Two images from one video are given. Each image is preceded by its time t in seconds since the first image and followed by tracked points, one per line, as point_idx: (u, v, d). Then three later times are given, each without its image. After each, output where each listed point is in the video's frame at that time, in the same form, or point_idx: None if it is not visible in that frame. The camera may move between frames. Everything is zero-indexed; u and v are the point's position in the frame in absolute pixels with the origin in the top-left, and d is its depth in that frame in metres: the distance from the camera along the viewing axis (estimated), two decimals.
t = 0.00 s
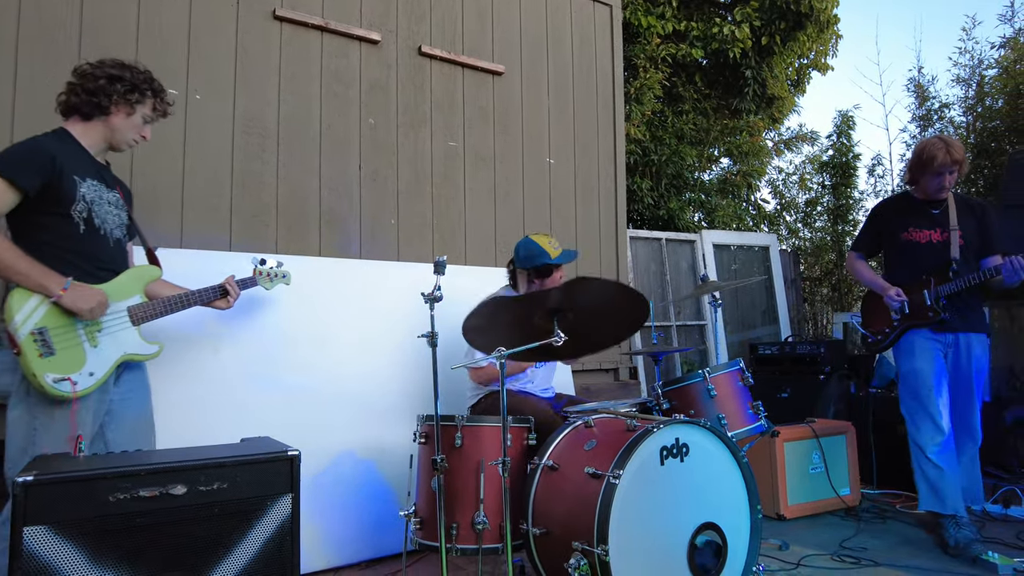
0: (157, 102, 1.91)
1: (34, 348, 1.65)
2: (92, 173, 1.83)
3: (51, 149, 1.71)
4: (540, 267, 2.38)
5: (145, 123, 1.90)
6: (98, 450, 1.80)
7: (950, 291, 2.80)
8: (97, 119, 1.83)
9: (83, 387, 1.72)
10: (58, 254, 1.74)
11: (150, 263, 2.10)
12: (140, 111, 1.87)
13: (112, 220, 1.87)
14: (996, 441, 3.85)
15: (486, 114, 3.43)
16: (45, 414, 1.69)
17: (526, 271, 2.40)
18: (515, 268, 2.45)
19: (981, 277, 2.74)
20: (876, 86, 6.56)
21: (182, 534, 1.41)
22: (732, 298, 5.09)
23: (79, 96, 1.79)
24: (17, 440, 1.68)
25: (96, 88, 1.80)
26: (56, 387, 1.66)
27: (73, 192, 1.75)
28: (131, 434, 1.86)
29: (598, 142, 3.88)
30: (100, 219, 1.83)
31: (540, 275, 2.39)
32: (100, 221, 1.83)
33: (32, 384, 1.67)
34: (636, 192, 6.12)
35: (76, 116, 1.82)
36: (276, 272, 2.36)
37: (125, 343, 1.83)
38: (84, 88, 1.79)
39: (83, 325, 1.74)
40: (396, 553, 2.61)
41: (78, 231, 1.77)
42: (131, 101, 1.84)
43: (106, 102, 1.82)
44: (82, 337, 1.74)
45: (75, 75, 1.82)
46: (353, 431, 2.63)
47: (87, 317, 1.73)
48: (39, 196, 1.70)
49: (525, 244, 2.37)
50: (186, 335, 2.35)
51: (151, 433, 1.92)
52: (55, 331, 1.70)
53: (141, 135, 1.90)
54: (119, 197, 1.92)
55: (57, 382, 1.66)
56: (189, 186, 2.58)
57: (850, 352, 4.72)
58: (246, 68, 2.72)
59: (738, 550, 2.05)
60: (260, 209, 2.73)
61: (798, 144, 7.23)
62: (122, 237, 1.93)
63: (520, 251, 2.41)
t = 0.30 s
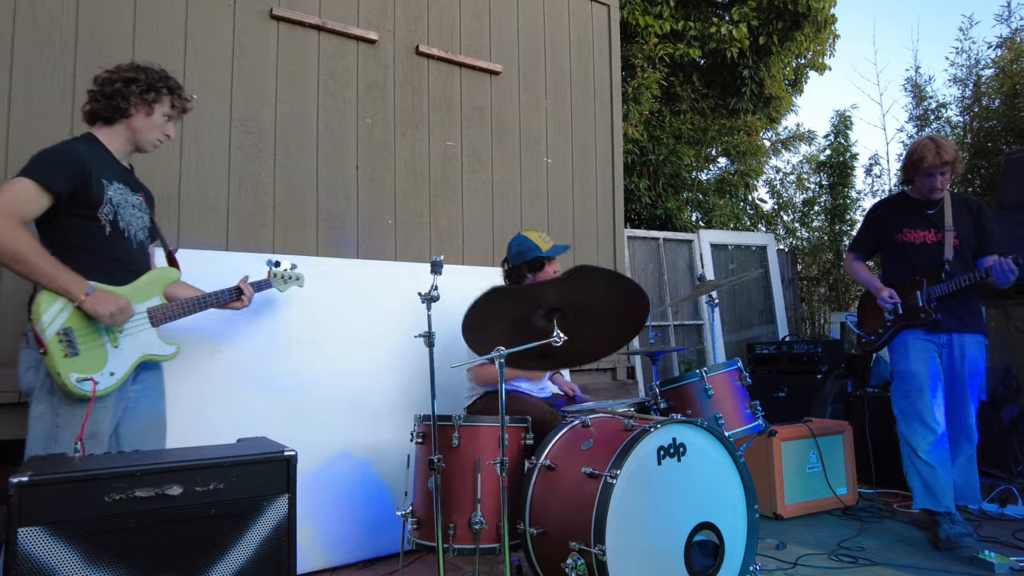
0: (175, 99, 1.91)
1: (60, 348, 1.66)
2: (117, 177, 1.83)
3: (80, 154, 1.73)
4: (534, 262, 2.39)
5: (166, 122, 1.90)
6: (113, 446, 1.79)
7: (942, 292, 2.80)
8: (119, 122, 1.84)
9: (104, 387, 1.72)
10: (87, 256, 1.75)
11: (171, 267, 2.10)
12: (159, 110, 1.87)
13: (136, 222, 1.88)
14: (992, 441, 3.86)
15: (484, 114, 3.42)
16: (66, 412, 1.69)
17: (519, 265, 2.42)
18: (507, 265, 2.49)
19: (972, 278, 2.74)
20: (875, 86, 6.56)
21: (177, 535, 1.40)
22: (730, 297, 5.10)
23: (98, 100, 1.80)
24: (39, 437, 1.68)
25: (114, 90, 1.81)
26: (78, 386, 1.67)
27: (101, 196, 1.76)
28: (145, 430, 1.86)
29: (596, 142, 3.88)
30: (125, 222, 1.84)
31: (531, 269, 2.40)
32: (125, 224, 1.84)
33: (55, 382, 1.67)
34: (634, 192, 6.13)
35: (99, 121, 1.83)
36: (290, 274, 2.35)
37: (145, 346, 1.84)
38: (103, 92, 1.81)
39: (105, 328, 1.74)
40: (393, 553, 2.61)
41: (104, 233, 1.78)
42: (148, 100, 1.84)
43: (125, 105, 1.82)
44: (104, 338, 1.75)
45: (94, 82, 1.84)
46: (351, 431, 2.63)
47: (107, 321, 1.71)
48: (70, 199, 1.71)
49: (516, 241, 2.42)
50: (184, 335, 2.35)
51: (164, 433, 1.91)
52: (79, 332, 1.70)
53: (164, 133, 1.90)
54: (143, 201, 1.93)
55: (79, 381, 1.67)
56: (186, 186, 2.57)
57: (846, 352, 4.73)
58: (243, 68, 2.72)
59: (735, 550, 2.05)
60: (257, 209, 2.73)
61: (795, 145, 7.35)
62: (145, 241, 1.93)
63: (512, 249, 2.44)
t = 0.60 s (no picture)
0: (187, 102, 1.89)
1: (78, 346, 1.65)
2: (133, 180, 1.83)
3: (97, 159, 1.72)
4: (533, 262, 2.39)
5: (177, 126, 1.88)
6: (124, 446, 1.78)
7: (935, 292, 2.81)
8: (132, 127, 1.84)
9: (122, 382, 1.72)
10: (97, 254, 1.74)
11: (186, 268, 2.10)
12: (170, 114, 1.86)
13: (152, 225, 1.88)
14: (987, 440, 3.87)
15: (480, 113, 3.42)
16: (85, 408, 1.69)
17: (517, 266, 2.42)
18: (505, 265, 2.48)
19: (963, 277, 2.75)
20: (870, 87, 6.55)
21: (171, 537, 1.40)
22: (726, 297, 5.12)
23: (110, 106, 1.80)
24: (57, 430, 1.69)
25: (125, 95, 1.80)
26: (97, 382, 1.67)
27: (117, 199, 1.75)
28: (156, 431, 1.86)
29: (592, 143, 3.88)
30: (141, 224, 1.83)
31: (529, 270, 2.39)
32: (141, 226, 1.83)
33: (73, 378, 1.67)
34: (630, 192, 6.13)
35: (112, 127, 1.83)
36: (305, 275, 2.35)
37: (160, 343, 1.83)
38: (116, 98, 1.81)
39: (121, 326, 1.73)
40: (388, 554, 2.60)
41: (121, 235, 1.78)
42: (158, 105, 1.83)
43: (135, 109, 1.82)
44: (120, 336, 1.74)
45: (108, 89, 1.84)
46: (347, 432, 2.62)
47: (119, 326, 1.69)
48: (89, 202, 1.71)
49: (517, 240, 2.41)
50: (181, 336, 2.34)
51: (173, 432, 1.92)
52: (97, 329, 1.69)
53: (177, 137, 1.89)
54: (158, 203, 1.93)
55: (98, 378, 1.67)
56: (182, 186, 2.56)
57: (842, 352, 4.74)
58: (239, 68, 2.71)
59: (731, 550, 2.05)
60: (252, 209, 2.72)
61: (791, 144, 7.36)
62: (160, 242, 1.93)
63: (510, 249, 2.44)
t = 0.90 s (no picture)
0: (187, 110, 1.89)
1: (75, 344, 1.64)
2: (130, 182, 1.82)
3: (95, 160, 1.71)
4: (521, 257, 2.46)
5: (176, 132, 1.87)
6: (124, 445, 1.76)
7: (925, 293, 2.81)
8: (131, 131, 1.83)
9: (120, 381, 1.72)
10: (96, 255, 1.74)
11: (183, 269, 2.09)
12: (169, 121, 1.85)
13: (149, 227, 1.87)
14: (978, 440, 3.89)
15: (474, 113, 3.42)
16: (85, 406, 1.68)
17: (507, 262, 2.48)
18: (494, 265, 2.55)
19: (953, 278, 2.75)
20: (863, 88, 6.60)
21: (160, 538, 1.39)
22: (720, 297, 5.12)
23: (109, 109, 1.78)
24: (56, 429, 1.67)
25: (124, 99, 1.79)
26: (95, 380, 1.66)
27: (114, 200, 1.74)
28: (154, 432, 1.85)
29: (586, 143, 3.88)
30: (138, 226, 1.82)
31: (519, 263, 2.47)
32: (138, 228, 1.82)
33: (71, 377, 1.66)
34: (624, 193, 6.14)
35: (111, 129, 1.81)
36: (305, 278, 2.33)
37: (159, 343, 1.83)
38: (116, 103, 1.80)
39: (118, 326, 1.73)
40: (381, 555, 2.59)
41: (117, 237, 1.77)
42: (158, 111, 1.82)
43: (135, 114, 1.81)
44: (118, 335, 1.74)
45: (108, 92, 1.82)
46: (340, 432, 2.61)
47: (118, 324, 1.70)
48: (86, 203, 1.70)
49: (504, 235, 2.49)
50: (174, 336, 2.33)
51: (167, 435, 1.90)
52: (94, 328, 1.69)
53: (174, 144, 1.88)
54: (155, 205, 1.92)
55: (96, 376, 1.67)
56: (174, 185, 2.55)
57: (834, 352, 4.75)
58: (231, 66, 2.70)
59: (724, 551, 2.05)
60: (245, 209, 2.71)
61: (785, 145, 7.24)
62: (158, 244, 1.92)
63: (497, 244, 2.50)
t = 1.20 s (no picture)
0: (161, 103, 1.88)
1: (40, 345, 1.63)
2: (100, 179, 1.79)
3: (61, 158, 1.70)
4: (506, 256, 2.46)
5: (151, 127, 1.86)
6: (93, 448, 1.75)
7: (911, 292, 2.84)
8: (104, 127, 1.80)
9: (88, 384, 1.69)
10: (62, 254, 1.72)
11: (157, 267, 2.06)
12: (144, 116, 1.84)
13: (120, 224, 1.85)
14: (965, 438, 3.92)
15: (465, 113, 3.42)
16: (49, 412, 1.67)
17: (494, 261, 2.48)
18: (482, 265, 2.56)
19: (939, 277, 2.78)
20: (852, 89, 6.61)
21: (147, 541, 1.38)
22: (710, 297, 5.15)
23: (81, 105, 1.76)
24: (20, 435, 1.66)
25: (96, 94, 1.77)
26: (62, 383, 1.64)
27: (82, 198, 1.73)
28: (127, 434, 1.83)
29: (576, 143, 3.89)
30: (109, 223, 1.81)
31: (506, 263, 2.47)
32: (109, 226, 1.81)
33: (37, 380, 1.65)
34: (615, 193, 6.16)
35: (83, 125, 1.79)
36: (285, 277, 2.31)
37: (130, 344, 1.81)
38: (89, 99, 1.77)
39: (89, 325, 1.72)
40: (371, 556, 2.59)
41: (86, 235, 1.75)
42: (134, 106, 1.81)
43: (111, 110, 1.78)
44: (87, 335, 1.72)
45: (79, 88, 1.80)
46: (329, 434, 2.61)
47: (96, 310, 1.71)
48: (50, 201, 1.68)
49: (491, 235, 2.49)
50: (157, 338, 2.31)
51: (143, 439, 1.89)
52: (62, 329, 1.67)
53: (148, 138, 1.87)
54: (128, 203, 1.89)
55: (63, 378, 1.65)
56: (162, 185, 2.54)
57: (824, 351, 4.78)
58: (220, 66, 2.69)
59: (713, 550, 2.06)
60: (234, 209, 2.70)
61: (775, 145, 7.43)
62: (131, 243, 1.90)
63: (484, 245, 2.51)
